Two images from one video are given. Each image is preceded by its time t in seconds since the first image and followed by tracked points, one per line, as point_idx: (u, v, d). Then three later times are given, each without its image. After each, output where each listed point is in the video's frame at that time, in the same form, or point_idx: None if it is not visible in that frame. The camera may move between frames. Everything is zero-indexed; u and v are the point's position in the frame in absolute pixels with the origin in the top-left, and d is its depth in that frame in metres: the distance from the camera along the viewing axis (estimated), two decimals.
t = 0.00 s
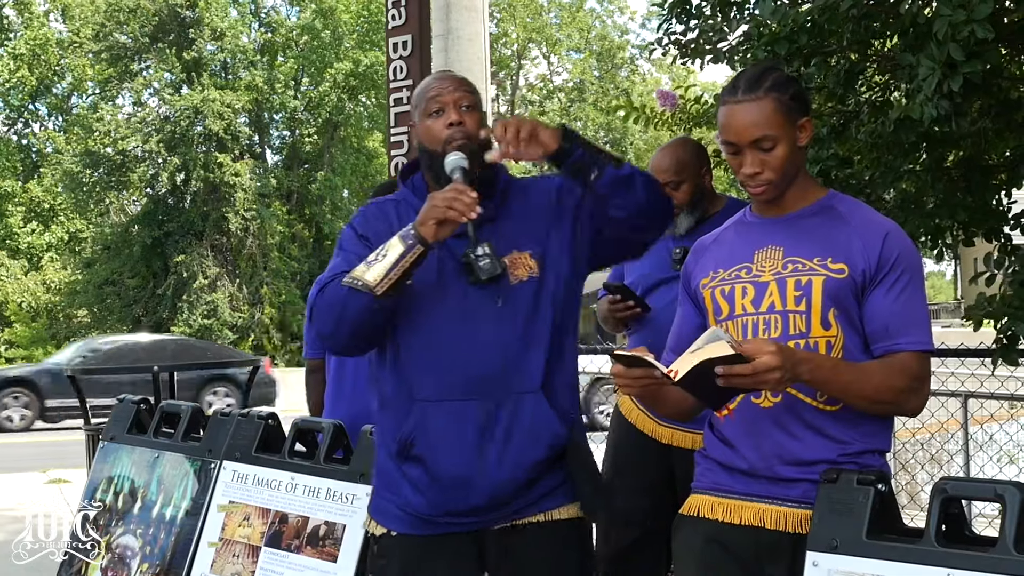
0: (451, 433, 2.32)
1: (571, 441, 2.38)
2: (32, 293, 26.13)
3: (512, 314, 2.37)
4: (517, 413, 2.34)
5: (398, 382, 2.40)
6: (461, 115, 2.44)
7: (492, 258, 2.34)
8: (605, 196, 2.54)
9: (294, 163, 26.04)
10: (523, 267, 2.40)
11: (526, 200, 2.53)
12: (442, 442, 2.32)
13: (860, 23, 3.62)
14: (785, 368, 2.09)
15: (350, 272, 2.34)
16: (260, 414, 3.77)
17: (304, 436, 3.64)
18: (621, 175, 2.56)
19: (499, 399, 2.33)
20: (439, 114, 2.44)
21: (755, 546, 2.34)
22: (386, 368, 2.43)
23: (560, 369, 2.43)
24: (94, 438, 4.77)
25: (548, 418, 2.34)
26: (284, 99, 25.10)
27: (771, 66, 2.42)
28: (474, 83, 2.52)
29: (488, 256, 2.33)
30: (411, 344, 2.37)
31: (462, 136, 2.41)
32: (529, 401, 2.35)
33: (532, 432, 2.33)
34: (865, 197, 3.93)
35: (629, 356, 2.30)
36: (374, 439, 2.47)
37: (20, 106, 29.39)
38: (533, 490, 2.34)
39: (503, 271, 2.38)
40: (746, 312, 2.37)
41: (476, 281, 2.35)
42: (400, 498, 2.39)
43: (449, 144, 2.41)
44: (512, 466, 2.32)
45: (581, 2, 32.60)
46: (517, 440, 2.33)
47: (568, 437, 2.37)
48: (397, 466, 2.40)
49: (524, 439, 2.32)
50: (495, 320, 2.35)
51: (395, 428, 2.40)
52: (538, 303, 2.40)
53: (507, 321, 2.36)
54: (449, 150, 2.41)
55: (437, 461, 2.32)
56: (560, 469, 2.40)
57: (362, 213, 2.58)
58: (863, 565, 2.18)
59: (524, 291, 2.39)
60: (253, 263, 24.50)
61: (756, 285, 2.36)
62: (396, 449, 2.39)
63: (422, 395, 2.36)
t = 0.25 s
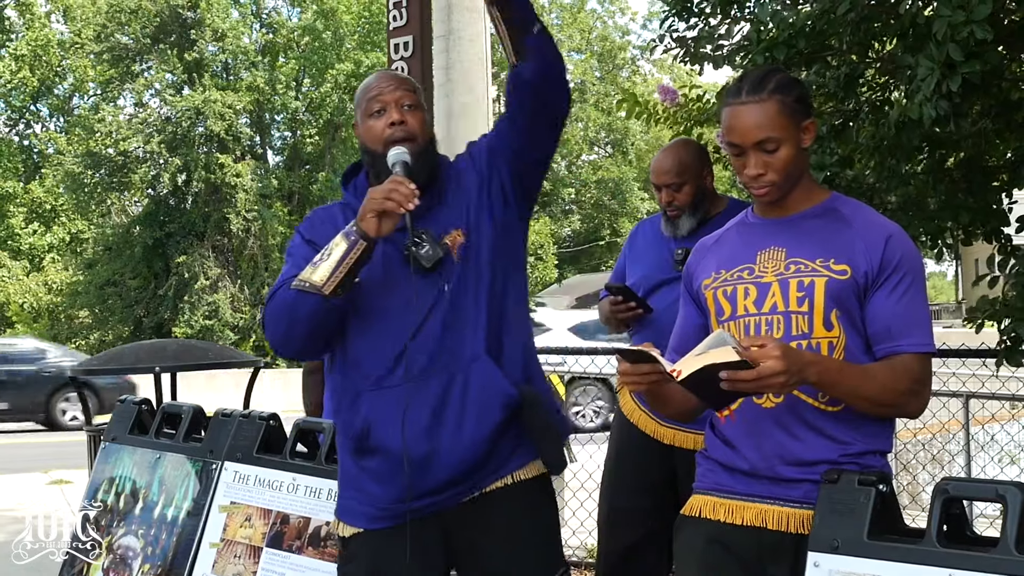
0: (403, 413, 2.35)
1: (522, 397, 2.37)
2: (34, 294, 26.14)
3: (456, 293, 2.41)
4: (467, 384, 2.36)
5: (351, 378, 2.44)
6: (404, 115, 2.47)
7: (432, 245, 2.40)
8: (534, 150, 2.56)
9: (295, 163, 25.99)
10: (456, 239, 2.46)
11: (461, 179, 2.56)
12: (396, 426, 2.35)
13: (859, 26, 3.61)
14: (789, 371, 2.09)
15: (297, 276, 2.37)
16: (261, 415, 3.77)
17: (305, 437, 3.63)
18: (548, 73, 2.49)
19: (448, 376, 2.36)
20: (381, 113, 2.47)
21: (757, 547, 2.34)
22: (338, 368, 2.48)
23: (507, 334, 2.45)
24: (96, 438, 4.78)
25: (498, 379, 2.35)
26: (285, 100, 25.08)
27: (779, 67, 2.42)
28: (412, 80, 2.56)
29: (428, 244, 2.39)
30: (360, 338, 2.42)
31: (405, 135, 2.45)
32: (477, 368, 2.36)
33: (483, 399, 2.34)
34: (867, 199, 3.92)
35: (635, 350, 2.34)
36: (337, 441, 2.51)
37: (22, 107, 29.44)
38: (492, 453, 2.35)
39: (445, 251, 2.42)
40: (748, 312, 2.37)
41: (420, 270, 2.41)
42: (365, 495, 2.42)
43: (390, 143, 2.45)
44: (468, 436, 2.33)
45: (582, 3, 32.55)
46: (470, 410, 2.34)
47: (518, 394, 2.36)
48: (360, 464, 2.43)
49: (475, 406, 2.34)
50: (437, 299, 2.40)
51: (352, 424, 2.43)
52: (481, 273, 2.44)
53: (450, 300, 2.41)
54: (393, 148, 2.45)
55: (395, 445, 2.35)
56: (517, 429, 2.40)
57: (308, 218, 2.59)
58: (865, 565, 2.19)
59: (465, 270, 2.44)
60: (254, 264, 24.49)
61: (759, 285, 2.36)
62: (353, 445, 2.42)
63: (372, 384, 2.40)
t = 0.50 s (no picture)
0: (371, 406, 2.41)
1: (487, 380, 2.39)
2: (36, 293, 26.19)
3: (420, 284, 2.46)
4: (431, 371, 2.40)
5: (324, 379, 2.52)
6: (370, 115, 2.55)
7: (396, 238, 2.45)
8: (491, 127, 2.55)
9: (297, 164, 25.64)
10: (417, 231, 2.50)
11: (424, 170, 2.60)
12: (365, 420, 2.41)
13: (861, 26, 3.62)
14: (792, 372, 2.10)
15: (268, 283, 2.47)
16: (262, 414, 3.75)
17: (307, 437, 3.63)
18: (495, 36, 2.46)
19: (411, 365, 2.41)
20: (349, 114, 2.55)
21: (760, 547, 2.34)
22: (312, 371, 2.56)
23: (474, 322, 2.48)
24: (99, 438, 4.77)
25: (461, 365, 2.38)
26: (287, 100, 25.20)
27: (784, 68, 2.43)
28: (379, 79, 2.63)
29: (392, 238, 2.44)
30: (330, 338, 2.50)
31: (372, 135, 2.54)
32: (441, 353, 2.40)
33: (446, 384, 2.38)
34: (869, 198, 3.91)
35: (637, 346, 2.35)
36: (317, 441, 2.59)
37: (24, 106, 29.48)
38: (459, 440, 2.38)
39: (409, 245, 2.47)
40: (750, 312, 2.37)
41: (386, 266, 2.46)
42: (342, 491, 2.48)
43: (359, 143, 2.53)
44: (435, 423, 2.36)
45: (584, 3, 32.54)
46: (434, 397, 2.38)
47: (483, 376, 2.38)
48: (336, 461, 2.49)
49: (439, 395, 2.38)
50: (400, 294, 2.45)
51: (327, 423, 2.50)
52: (444, 260, 2.48)
53: (412, 293, 2.45)
54: (361, 148, 2.54)
55: (364, 438, 2.40)
56: (486, 414, 2.42)
57: (281, 225, 2.69)
58: (867, 565, 2.18)
59: (428, 261, 2.47)
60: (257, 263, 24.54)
61: (761, 285, 2.36)
62: (329, 443, 2.49)
63: (343, 383, 2.48)
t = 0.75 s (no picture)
0: (362, 408, 2.42)
1: (478, 380, 2.39)
2: (37, 294, 26.16)
3: (410, 283, 2.46)
4: (422, 372, 2.39)
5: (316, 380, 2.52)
6: (359, 118, 2.58)
7: (385, 239, 2.45)
8: (481, 128, 2.56)
9: (298, 163, 25.70)
10: (406, 232, 2.51)
11: (413, 170, 2.60)
12: (356, 421, 2.42)
13: (864, 25, 3.62)
14: (794, 371, 2.10)
15: (257, 284, 2.48)
16: (263, 415, 3.75)
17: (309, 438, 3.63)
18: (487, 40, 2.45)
19: (402, 366, 2.41)
20: (337, 115, 2.57)
21: (761, 547, 2.34)
22: (303, 372, 2.57)
23: (464, 322, 2.48)
24: (100, 438, 4.77)
25: (451, 365, 2.38)
26: (289, 100, 25.22)
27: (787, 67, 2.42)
28: (369, 80, 2.64)
29: (381, 238, 2.45)
30: (321, 340, 2.51)
31: (362, 138, 2.56)
32: (432, 354, 2.40)
33: (438, 385, 2.37)
34: (870, 198, 3.90)
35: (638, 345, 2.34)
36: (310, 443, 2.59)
37: (25, 106, 29.49)
38: (452, 439, 2.38)
39: (398, 245, 2.48)
40: (752, 312, 2.37)
41: (376, 266, 2.46)
42: (335, 494, 2.48)
43: (348, 145, 2.55)
44: (426, 424, 2.36)
45: (585, 3, 32.56)
46: (425, 398, 2.38)
47: (474, 376, 2.38)
48: (329, 463, 2.50)
49: (430, 395, 2.38)
50: (390, 294, 2.45)
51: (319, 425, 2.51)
52: (434, 260, 2.47)
53: (401, 292, 2.45)
54: (351, 150, 2.55)
55: (356, 439, 2.41)
56: (479, 414, 2.41)
57: (271, 226, 2.70)
58: (867, 566, 2.18)
59: (418, 261, 2.47)
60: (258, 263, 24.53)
61: (762, 285, 2.36)
62: (321, 445, 2.50)
63: (333, 384, 2.49)
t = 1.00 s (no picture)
0: (359, 407, 2.41)
1: (475, 380, 2.39)
2: (38, 294, 26.15)
3: (407, 283, 2.46)
4: (419, 371, 2.39)
5: (313, 379, 2.52)
6: (356, 117, 2.57)
7: (382, 239, 2.45)
8: (481, 128, 2.56)
9: (299, 164, 25.78)
10: (403, 231, 2.51)
11: (410, 170, 2.60)
12: (354, 421, 2.42)
13: (864, 26, 3.62)
14: (795, 370, 2.10)
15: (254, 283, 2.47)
16: (264, 415, 3.75)
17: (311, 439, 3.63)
18: (487, 42, 2.45)
19: (398, 366, 2.40)
20: (335, 115, 2.57)
21: (763, 547, 2.34)
22: (299, 372, 2.56)
23: (462, 322, 2.48)
24: (100, 438, 4.77)
25: (448, 364, 2.38)
26: (289, 100, 25.23)
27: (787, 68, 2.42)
28: (367, 80, 2.64)
29: (378, 238, 2.45)
30: (317, 339, 2.51)
31: (358, 136, 2.55)
32: (429, 354, 2.40)
33: (435, 385, 2.37)
34: (871, 198, 3.90)
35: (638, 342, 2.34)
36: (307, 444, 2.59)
37: (26, 106, 29.50)
38: (449, 440, 2.38)
39: (395, 245, 2.48)
40: (752, 311, 2.37)
41: (372, 265, 2.46)
42: (333, 494, 2.48)
43: (345, 144, 2.55)
44: (424, 424, 2.36)
45: (585, 3, 32.59)
46: (423, 397, 2.38)
47: (472, 376, 2.38)
48: (326, 463, 2.50)
49: (428, 394, 2.38)
50: (387, 294, 2.45)
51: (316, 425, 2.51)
52: (431, 259, 2.48)
53: (398, 292, 2.45)
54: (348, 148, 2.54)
55: (353, 439, 2.41)
56: (476, 415, 2.42)
57: (267, 227, 2.70)
58: (867, 566, 2.18)
59: (415, 260, 2.47)
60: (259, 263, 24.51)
61: (763, 284, 2.36)
62: (317, 445, 2.49)
63: (330, 384, 2.48)
